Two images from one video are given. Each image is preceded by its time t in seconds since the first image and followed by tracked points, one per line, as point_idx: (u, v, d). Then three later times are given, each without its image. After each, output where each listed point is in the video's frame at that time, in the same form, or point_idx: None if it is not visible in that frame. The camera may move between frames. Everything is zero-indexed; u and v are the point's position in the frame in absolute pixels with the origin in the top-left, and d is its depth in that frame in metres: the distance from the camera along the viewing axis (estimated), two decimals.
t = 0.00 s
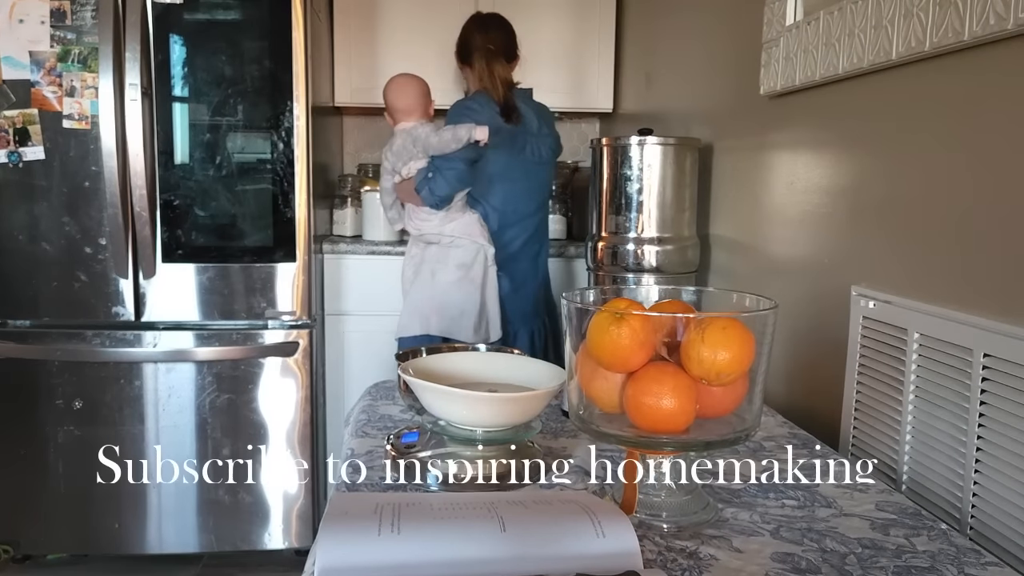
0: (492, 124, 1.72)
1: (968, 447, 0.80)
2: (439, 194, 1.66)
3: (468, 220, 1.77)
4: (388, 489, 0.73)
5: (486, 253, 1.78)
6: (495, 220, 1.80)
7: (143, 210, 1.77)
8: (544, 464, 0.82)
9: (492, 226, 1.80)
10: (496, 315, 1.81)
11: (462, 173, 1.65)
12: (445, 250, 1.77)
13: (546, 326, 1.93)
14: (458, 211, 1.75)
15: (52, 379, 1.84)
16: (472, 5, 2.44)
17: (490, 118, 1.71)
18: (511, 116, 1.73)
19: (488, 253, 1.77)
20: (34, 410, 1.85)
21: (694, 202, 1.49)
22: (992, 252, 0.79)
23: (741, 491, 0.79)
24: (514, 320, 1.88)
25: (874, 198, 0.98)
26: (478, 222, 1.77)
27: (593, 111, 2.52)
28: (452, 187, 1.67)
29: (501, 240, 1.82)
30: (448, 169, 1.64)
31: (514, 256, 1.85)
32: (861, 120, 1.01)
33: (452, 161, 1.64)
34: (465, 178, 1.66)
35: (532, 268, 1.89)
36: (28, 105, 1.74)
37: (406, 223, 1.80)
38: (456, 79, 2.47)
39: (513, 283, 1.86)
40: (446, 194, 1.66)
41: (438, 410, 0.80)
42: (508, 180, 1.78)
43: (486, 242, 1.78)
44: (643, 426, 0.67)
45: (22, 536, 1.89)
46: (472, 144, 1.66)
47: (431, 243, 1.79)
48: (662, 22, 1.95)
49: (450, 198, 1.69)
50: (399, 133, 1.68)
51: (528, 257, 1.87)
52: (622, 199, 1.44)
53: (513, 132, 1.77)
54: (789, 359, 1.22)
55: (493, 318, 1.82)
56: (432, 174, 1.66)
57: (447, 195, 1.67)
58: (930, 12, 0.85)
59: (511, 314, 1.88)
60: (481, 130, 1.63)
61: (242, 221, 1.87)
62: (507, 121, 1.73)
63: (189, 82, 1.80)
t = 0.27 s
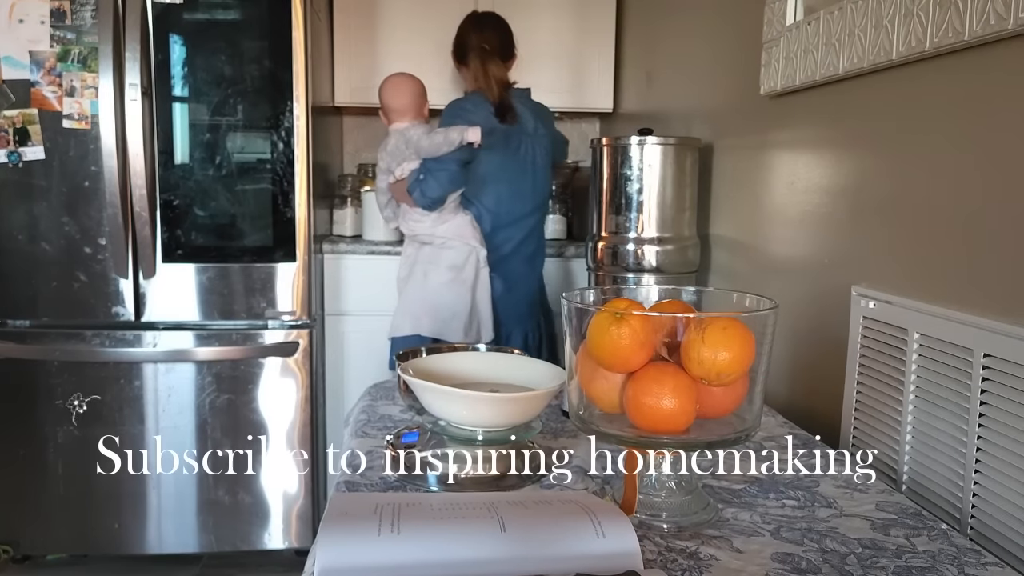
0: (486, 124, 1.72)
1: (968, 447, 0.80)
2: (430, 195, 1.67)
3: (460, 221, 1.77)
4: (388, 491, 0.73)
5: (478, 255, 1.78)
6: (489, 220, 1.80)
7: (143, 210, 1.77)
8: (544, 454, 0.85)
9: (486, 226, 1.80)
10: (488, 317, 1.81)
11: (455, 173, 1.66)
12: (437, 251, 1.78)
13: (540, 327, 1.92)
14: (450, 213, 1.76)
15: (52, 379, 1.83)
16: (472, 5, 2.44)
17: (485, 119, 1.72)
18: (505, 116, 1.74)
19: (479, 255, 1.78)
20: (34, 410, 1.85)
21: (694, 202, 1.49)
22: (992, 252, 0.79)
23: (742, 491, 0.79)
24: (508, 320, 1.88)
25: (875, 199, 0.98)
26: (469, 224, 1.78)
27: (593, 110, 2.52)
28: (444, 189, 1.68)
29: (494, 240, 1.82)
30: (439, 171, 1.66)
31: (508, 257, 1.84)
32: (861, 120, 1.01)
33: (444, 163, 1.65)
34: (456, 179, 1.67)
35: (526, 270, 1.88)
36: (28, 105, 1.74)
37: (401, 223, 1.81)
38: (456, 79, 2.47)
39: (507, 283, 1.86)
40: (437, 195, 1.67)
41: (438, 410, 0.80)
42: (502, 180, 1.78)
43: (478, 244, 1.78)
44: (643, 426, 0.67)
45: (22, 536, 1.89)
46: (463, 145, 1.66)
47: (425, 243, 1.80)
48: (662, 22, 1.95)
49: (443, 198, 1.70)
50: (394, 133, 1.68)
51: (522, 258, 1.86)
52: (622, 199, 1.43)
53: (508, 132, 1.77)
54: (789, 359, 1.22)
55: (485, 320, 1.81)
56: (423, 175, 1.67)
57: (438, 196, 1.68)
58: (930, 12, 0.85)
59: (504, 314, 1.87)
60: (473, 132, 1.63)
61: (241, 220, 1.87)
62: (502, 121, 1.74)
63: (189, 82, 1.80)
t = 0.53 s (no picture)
0: (483, 125, 1.72)
1: (968, 447, 0.80)
2: (424, 197, 1.69)
3: (456, 222, 1.78)
4: (388, 491, 0.73)
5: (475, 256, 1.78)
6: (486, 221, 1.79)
7: (143, 210, 1.77)
8: (543, 453, 0.85)
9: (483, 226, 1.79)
10: (484, 318, 1.81)
11: (449, 176, 1.68)
12: (434, 252, 1.78)
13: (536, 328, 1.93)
14: (446, 215, 1.77)
15: (52, 380, 1.83)
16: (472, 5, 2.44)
17: (482, 119, 1.72)
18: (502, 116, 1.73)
19: (475, 257, 1.78)
20: (34, 410, 1.85)
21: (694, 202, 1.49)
22: (992, 252, 0.79)
23: (742, 491, 0.79)
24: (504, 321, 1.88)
25: (875, 199, 0.98)
26: (465, 225, 1.78)
27: (593, 110, 2.52)
28: (438, 191, 1.69)
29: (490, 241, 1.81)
30: (433, 173, 1.67)
31: (506, 257, 1.84)
32: (861, 120, 1.01)
33: (437, 166, 1.67)
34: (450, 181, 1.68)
35: (524, 271, 1.87)
36: (28, 105, 1.74)
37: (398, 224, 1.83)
38: (456, 79, 2.47)
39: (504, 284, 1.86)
40: (431, 197, 1.69)
41: (438, 410, 0.80)
42: (500, 181, 1.77)
43: (474, 245, 1.78)
44: (644, 426, 0.67)
45: (21, 536, 1.89)
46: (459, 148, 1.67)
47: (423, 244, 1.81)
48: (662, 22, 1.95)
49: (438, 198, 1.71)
50: (391, 134, 1.69)
51: (520, 259, 1.86)
52: (622, 199, 1.43)
53: (506, 132, 1.76)
54: (789, 359, 1.22)
55: (481, 321, 1.81)
56: (418, 178, 1.69)
57: (432, 198, 1.70)
58: (930, 11, 0.85)
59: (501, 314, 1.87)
60: (465, 134, 1.64)
61: (241, 220, 1.87)
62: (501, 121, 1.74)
63: (189, 82, 1.80)
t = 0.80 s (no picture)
0: (480, 127, 1.73)
1: (968, 447, 0.80)
2: (420, 200, 1.70)
3: (454, 226, 1.78)
4: (388, 491, 0.73)
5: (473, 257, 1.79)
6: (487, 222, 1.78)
7: (143, 210, 1.77)
8: (543, 453, 0.85)
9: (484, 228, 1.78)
10: (484, 319, 1.81)
11: (443, 178, 1.68)
12: (434, 255, 1.79)
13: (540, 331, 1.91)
14: (443, 218, 1.77)
15: (52, 380, 1.83)
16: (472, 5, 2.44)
17: (479, 121, 1.73)
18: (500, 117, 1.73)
19: (473, 259, 1.78)
20: (34, 411, 1.84)
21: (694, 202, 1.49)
22: (992, 253, 0.79)
23: (742, 491, 0.79)
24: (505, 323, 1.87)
25: (875, 199, 0.98)
26: (463, 229, 1.78)
27: (593, 110, 2.52)
28: (434, 194, 1.70)
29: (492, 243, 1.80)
30: (428, 177, 1.68)
31: (507, 259, 1.82)
32: (861, 120, 1.01)
33: (432, 169, 1.68)
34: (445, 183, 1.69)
35: (528, 274, 1.85)
36: (28, 105, 1.74)
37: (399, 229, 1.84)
38: (456, 79, 2.47)
39: (506, 285, 1.84)
40: (426, 200, 1.70)
41: (438, 410, 0.80)
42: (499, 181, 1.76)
43: (472, 248, 1.78)
44: (644, 426, 0.67)
45: (21, 536, 1.89)
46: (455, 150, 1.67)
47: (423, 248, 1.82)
48: (662, 22, 1.95)
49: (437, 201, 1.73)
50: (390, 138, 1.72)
51: (524, 262, 1.83)
52: (622, 199, 1.43)
53: (506, 133, 1.75)
54: (789, 359, 1.22)
55: (482, 323, 1.81)
56: (412, 182, 1.70)
57: (428, 201, 1.70)
58: (930, 12, 0.85)
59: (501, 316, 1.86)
60: (461, 135, 1.64)
61: (241, 220, 1.87)
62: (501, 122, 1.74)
63: (189, 82, 1.80)
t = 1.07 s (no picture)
0: (459, 129, 1.72)
1: (968, 447, 0.80)
2: (392, 203, 1.73)
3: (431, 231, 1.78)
4: (388, 491, 0.73)
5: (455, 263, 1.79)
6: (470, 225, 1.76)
7: (144, 210, 1.77)
8: (544, 453, 0.85)
9: (467, 230, 1.76)
10: (466, 323, 1.80)
11: (413, 183, 1.70)
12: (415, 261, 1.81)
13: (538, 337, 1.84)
14: (420, 222, 1.78)
15: (52, 380, 1.83)
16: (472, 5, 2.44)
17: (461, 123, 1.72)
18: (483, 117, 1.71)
19: (451, 266, 1.77)
20: (34, 411, 1.84)
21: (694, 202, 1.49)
22: (992, 253, 0.79)
23: (741, 491, 0.79)
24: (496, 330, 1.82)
25: (874, 200, 0.98)
26: (439, 233, 1.78)
27: (593, 110, 2.52)
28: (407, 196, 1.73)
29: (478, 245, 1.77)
30: (399, 181, 1.72)
31: (494, 263, 1.78)
32: (861, 120, 1.01)
33: (403, 173, 1.71)
34: (418, 185, 1.71)
35: (518, 279, 1.79)
36: (28, 105, 1.74)
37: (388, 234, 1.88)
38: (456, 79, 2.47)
39: (494, 291, 1.80)
40: (397, 204, 1.73)
41: (438, 410, 0.80)
42: (483, 183, 1.74)
43: (451, 254, 1.79)
44: (643, 426, 0.67)
45: (21, 536, 1.89)
46: (428, 151, 1.70)
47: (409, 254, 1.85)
48: (662, 22, 1.95)
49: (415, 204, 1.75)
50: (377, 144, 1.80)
51: (516, 266, 1.79)
52: (622, 199, 1.43)
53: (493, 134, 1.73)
54: (789, 360, 1.22)
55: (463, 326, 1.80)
56: (386, 186, 1.75)
57: (400, 204, 1.73)
58: (930, 11, 0.85)
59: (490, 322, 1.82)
60: (431, 136, 1.68)
61: (241, 220, 1.87)
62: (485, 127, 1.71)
63: (189, 82, 1.80)
